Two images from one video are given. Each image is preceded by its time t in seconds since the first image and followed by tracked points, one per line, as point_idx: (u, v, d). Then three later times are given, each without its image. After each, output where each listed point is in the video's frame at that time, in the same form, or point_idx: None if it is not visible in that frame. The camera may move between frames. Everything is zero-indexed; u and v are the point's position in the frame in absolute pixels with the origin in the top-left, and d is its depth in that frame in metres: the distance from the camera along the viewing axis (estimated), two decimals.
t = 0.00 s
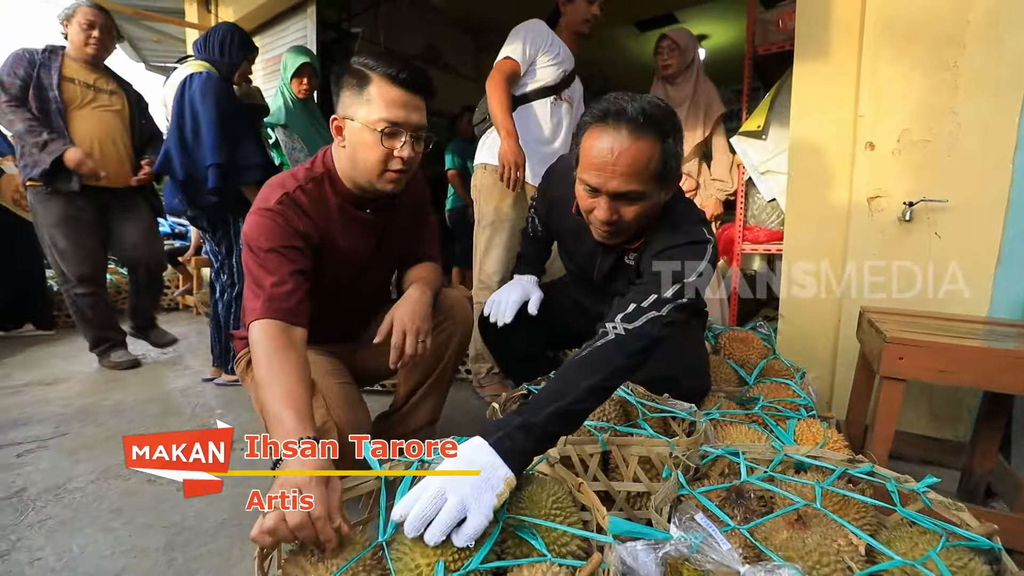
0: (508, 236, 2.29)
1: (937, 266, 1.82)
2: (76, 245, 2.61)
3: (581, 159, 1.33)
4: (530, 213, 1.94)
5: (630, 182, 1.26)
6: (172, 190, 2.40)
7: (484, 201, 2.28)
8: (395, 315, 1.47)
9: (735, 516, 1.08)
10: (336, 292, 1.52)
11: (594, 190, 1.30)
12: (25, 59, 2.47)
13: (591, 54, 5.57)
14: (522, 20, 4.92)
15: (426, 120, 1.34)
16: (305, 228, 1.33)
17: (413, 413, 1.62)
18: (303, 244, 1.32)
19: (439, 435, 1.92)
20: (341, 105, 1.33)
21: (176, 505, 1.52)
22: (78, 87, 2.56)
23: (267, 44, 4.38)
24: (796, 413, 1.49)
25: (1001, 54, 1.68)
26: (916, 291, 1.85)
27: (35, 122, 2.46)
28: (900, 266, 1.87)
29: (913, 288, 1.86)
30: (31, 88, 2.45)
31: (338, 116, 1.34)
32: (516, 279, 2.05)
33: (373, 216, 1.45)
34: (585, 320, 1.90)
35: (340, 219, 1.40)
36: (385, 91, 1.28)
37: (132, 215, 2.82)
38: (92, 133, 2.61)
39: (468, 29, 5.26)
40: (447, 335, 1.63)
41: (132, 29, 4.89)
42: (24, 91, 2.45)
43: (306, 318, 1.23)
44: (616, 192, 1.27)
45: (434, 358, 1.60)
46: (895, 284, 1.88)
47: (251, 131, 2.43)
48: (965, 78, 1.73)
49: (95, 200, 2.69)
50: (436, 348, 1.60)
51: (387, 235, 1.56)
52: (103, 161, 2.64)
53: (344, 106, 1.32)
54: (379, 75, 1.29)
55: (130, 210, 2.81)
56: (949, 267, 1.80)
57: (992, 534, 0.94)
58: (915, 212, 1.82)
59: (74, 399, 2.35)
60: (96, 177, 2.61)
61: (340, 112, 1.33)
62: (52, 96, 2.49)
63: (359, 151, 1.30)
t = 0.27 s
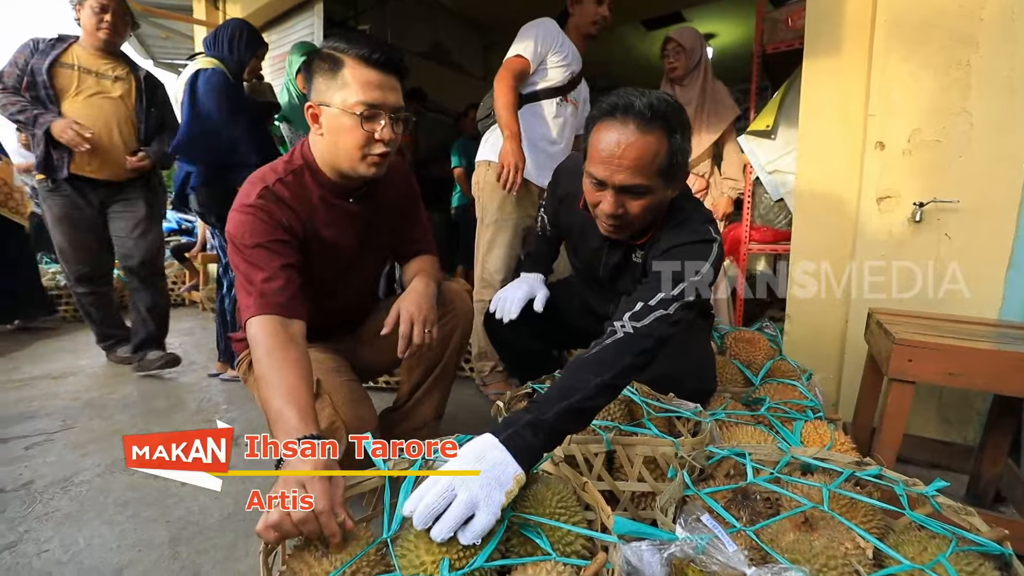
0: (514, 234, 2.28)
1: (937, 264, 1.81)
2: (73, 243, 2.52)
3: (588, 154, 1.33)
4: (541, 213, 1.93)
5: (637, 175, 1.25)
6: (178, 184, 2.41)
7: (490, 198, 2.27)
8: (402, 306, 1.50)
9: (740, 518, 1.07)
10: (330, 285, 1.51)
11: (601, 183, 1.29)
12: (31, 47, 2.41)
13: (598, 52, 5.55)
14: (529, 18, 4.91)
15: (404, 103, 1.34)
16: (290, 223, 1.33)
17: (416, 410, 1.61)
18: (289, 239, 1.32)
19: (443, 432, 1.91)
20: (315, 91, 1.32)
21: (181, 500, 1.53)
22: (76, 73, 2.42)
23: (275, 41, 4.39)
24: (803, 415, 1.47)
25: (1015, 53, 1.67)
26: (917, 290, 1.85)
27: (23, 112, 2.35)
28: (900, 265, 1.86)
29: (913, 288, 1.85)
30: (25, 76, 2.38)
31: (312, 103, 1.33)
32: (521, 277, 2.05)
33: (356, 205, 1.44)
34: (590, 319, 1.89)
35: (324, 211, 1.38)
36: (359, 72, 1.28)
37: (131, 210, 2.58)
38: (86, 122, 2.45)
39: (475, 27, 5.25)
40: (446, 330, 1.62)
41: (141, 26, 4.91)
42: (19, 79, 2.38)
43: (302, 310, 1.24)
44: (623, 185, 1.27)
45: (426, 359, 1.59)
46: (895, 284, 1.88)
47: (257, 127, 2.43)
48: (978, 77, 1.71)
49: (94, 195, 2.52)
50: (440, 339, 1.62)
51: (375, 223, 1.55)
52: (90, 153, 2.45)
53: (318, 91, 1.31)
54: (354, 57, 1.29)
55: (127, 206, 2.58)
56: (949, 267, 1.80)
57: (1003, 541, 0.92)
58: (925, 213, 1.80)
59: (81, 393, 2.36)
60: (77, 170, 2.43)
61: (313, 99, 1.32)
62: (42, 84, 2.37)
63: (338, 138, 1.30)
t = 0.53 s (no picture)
0: (522, 240, 2.27)
1: (937, 266, 1.80)
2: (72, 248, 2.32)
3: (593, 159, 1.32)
4: (552, 222, 1.91)
5: (641, 180, 1.24)
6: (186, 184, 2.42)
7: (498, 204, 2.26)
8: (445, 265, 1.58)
9: (754, 531, 1.05)
10: (310, 286, 1.44)
11: (607, 187, 1.28)
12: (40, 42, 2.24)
13: (605, 58, 5.54)
14: (536, 23, 4.92)
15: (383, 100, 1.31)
16: (265, 218, 1.28)
17: (423, 418, 1.60)
18: (263, 235, 1.27)
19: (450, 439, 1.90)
20: (292, 88, 1.29)
21: (189, 506, 1.53)
22: (85, 65, 2.24)
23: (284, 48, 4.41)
24: (816, 425, 1.45)
25: None
26: (916, 292, 1.84)
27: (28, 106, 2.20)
28: (901, 266, 1.85)
29: (914, 289, 1.84)
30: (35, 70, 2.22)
31: (286, 100, 1.30)
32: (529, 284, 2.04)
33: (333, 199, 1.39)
34: (599, 326, 1.88)
35: (297, 206, 1.34)
36: (336, 68, 1.25)
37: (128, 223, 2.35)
38: (89, 118, 2.25)
39: (482, 33, 5.26)
40: (439, 331, 1.59)
41: (152, 33, 4.94)
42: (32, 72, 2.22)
43: (283, 301, 1.18)
44: (627, 191, 1.25)
45: (423, 367, 1.59)
46: (895, 284, 1.87)
47: (266, 133, 2.44)
48: (992, 84, 1.69)
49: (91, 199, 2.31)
50: (431, 343, 1.59)
51: (359, 223, 1.50)
52: (89, 153, 2.26)
53: (295, 87, 1.28)
54: (331, 54, 1.26)
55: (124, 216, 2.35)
56: (949, 266, 1.79)
57: None
58: (938, 220, 1.78)
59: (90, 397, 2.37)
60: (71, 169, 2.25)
61: (288, 96, 1.29)
62: (51, 77, 2.21)
63: (314, 135, 1.26)
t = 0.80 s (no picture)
0: (537, 244, 2.26)
1: (936, 267, 1.79)
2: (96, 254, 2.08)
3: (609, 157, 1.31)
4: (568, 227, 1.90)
5: (657, 177, 1.23)
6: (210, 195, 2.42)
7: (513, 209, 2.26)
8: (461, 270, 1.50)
9: (782, 540, 1.03)
10: (326, 290, 1.43)
11: (623, 186, 1.27)
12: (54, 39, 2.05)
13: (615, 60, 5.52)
14: (546, 27, 4.91)
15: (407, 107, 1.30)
16: (285, 221, 1.28)
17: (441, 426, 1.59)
18: (283, 237, 1.27)
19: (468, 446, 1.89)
20: (317, 95, 1.29)
21: (212, 515, 1.53)
22: (109, 62, 2.07)
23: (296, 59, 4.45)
24: (843, 430, 1.42)
25: None
26: (928, 287, 1.81)
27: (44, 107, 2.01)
28: (914, 262, 1.83)
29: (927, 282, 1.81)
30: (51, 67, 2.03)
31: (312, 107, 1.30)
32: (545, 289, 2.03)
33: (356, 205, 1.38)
34: (617, 331, 1.86)
35: (317, 209, 1.33)
36: (359, 76, 1.24)
37: (166, 238, 2.26)
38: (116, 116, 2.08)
39: (491, 39, 5.27)
40: (440, 341, 1.43)
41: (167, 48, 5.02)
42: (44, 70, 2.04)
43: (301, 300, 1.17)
44: (644, 188, 1.24)
45: (427, 394, 1.43)
46: (895, 283, 1.87)
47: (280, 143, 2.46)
48: (1015, 75, 1.64)
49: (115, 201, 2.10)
50: (436, 358, 1.43)
51: (381, 230, 1.48)
52: (119, 158, 2.09)
53: (319, 95, 1.28)
54: (354, 61, 1.25)
55: (163, 230, 2.25)
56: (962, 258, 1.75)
57: None
58: (963, 217, 1.74)
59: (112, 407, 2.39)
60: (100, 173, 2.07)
61: (314, 103, 1.29)
62: (71, 77, 2.02)
63: (337, 141, 1.26)
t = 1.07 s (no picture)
0: (540, 255, 2.26)
1: (936, 271, 1.79)
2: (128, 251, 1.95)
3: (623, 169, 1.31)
4: (568, 241, 1.94)
5: (676, 187, 1.23)
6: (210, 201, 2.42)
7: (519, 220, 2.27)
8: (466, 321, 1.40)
9: (785, 562, 1.01)
10: (327, 299, 1.41)
11: (639, 198, 1.28)
12: (58, 21, 1.89)
13: (618, 73, 5.56)
14: (551, 38, 4.95)
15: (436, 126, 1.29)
16: (287, 220, 1.26)
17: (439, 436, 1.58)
18: (280, 236, 1.25)
19: (467, 457, 1.88)
20: (348, 105, 1.30)
21: (206, 521, 1.51)
22: (131, 57, 1.99)
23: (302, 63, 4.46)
24: (844, 449, 1.41)
25: None
26: (917, 291, 1.83)
27: (59, 100, 1.85)
28: (900, 266, 1.86)
29: (914, 289, 1.84)
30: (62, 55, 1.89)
31: (344, 116, 1.31)
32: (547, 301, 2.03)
33: (371, 219, 1.35)
34: (619, 344, 1.86)
35: (328, 216, 1.31)
36: (390, 90, 1.24)
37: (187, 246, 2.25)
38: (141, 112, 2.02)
39: (497, 49, 5.31)
40: (417, 369, 1.40)
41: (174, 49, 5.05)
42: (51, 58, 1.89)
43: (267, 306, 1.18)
44: (662, 199, 1.25)
45: (409, 410, 1.41)
46: (895, 283, 1.87)
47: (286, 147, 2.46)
48: (1019, 99, 1.66)
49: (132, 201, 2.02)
50: (412, 386, 1.41)
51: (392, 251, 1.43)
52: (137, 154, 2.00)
53: (350, 105, 1.29)
54: (387, 73, 1.25)
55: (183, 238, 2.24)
56: (949, 269, 1.77)
57: None
58: (965, 239, 1.74)
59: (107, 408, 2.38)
60: (124, 176, 1.96)
61: (344, 112, 1.30)
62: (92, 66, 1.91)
63: (358, 151, 1.26)
